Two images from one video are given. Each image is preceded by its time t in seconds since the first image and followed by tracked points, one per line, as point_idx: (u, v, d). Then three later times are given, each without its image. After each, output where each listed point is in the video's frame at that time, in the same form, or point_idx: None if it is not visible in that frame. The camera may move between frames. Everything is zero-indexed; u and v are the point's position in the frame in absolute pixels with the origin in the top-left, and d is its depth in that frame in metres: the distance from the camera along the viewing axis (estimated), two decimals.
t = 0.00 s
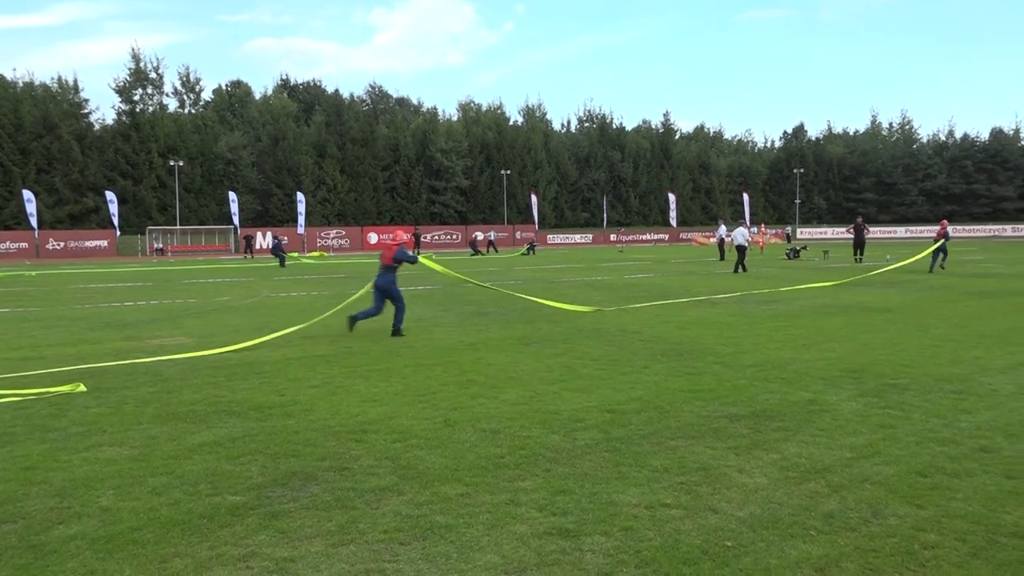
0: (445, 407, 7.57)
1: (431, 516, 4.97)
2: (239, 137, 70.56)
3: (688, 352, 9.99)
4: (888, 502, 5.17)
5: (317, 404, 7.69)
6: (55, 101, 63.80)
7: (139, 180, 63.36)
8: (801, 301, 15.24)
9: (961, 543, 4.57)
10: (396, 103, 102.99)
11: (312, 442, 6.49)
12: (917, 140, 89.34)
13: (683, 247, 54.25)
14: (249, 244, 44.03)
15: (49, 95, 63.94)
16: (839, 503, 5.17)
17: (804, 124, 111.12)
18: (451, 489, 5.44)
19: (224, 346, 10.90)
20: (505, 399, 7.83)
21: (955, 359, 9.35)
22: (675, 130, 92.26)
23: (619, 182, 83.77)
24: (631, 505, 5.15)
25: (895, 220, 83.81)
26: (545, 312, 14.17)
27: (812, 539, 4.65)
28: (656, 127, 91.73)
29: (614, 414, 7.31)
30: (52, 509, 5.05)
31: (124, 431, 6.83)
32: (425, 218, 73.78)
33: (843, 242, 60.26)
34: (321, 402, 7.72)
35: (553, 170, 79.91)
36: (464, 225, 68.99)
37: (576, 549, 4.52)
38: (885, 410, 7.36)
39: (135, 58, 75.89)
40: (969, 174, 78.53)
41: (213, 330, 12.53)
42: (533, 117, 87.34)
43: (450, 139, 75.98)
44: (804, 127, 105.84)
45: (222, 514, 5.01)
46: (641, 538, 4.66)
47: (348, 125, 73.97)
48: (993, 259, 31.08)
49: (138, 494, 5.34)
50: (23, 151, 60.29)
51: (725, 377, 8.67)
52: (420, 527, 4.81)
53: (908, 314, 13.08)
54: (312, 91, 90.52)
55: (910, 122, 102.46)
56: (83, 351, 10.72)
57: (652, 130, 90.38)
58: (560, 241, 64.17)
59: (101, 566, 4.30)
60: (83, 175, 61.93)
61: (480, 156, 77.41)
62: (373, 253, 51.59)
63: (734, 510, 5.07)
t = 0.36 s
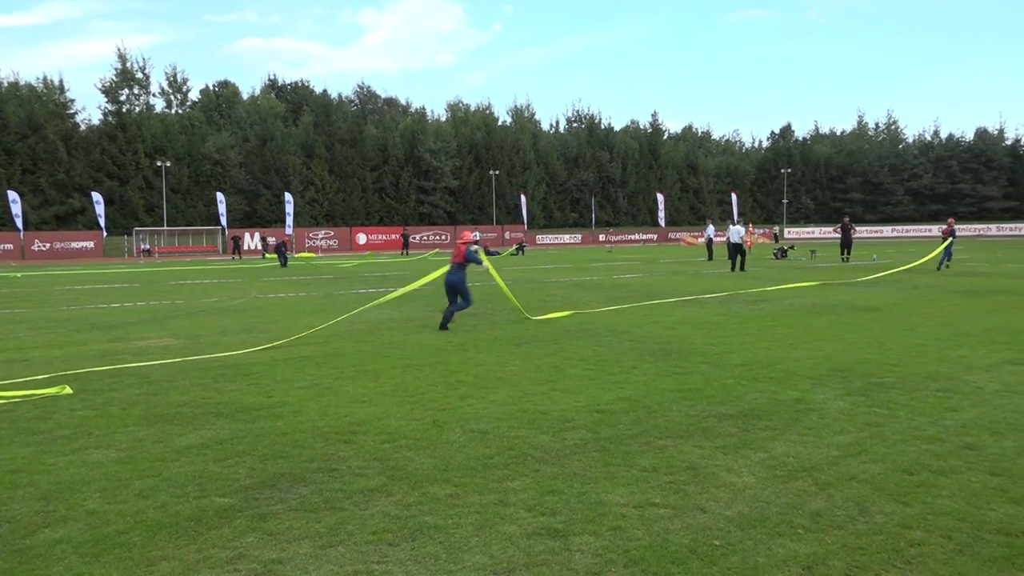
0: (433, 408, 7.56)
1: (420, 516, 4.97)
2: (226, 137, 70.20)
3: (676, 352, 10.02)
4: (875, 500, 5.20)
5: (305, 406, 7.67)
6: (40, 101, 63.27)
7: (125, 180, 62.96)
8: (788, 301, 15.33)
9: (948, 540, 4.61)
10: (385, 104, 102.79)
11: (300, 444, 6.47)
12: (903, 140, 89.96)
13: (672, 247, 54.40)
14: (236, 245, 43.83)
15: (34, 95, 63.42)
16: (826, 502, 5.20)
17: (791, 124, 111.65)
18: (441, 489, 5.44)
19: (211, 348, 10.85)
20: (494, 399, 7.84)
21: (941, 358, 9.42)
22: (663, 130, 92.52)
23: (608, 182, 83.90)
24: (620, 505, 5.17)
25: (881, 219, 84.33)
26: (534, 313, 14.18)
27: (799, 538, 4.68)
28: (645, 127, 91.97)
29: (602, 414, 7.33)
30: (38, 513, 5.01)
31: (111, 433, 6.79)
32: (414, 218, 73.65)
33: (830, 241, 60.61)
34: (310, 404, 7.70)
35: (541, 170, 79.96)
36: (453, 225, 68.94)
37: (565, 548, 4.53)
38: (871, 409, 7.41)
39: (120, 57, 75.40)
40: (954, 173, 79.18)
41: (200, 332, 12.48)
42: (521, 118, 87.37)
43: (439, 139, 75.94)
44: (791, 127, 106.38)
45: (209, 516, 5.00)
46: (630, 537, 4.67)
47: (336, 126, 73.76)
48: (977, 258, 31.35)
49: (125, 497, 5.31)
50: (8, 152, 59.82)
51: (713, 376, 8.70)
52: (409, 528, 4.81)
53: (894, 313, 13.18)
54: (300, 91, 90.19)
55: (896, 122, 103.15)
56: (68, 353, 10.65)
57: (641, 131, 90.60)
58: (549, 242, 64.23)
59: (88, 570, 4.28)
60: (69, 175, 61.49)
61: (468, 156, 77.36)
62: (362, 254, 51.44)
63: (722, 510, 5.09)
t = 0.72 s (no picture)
0: (415, 409, 7.55)
1: (400, 518, 4.96)
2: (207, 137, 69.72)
3: (657, 353, 10.07)
4: (852, 500, 5.26)
5: (286, 408, 7.63)
6: (18, 100, 62.51)
7: (104, 180, 62.35)
8: (768, 302, 15.46)
9: (924, 539, 4.66)
10: (367, 104, 102.55)
11: (280, 446, 6.45)
12: (882, 144, 90.94)
13: (654, 248, 54.63)
14: (217, 246, 43.49)
15: (12, 93, 62.64)
16: (804, 501, 5.24)
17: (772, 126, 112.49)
18: (421, 491, 5.43)
19: (191, 350, 10.75)
20: (476, 400, 7.84)
21: (918, 359, 9.53)
22: (645, 133, 92.91)
23: (590, 184, 84.12)
24: (600, 505, 5.18)
25: (860, 222, 85.14)
26: (516, 314, 14.18)
27: (777, 537, 4.72)
28: (627, 129, 92.32)
29: (584, 415, 7.35)
30: (11, 517, 4.95)
31: (88, 436, 6.73)
32: (396, 220, 73.48)
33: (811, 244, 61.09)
34: (290, 405, 7.66)
35: (523, 172, 80.05)
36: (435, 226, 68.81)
37: (545, 549, 4.54)
38: (849, 409, 7.48)
39: (100, 56, 74.70)
40: (932, 177, 80.19)
41: (179, 333, 12.37)
42: (504, 119, 87.42)
43: (421, 140, 75.84)
44: (772, 130, 107.28)
45: (187, 519, 4.96)
46: (610, 538, 4.69)
47: (318, 126, 73.44)
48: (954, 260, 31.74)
49: (101, 500, 5.26)
50: None
51: (694, 377, 8.76)
52: (389, 530, 4.80)
53: (873, 314, 13.33)
54: (282, 92, 89.75)
55: (875, 126, 104.31)
56: (44, 355, 10.52)
57: (623, 133, 90.94)
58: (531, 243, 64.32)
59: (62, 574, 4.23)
60: (46, 175, 60.81)
61: (451, 157, 77.29)
62: (344, 254, 51.23)
63: (701, 510, 5.12)
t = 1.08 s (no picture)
0: (392, 413, 7.53)
1: (377, 522, 4.95)
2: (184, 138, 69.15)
3: (636, 356, 10.13)
4: (827, 501, 5.32)
5: (262, 411, 7.58)
6: None
7: (78, 181, 61.56)
8: (745, 306, 15.59)
9: (897, 540, 4.72)
10: (347, 106, 102.19)
11: (256, 450, 6.40)
12: (858, 149, 92.11)
13: (633, 252, 54.87)
14: (194, 248, 43.08)
15: None
16: (779, 503, 5.30)
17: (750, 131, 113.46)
18: (398, 495, 5.42)
19: (167, 353, 10.63)
20: (454, 404, 7.84)
21: (892, 362, 9.66)
22: (624, 137, 93.37)
23: (570, 187, 84.34)
24: (577, 508, 5.20)
25: (836, 227, 86.06)
26: (496, 317, 14.17)
27: (753, 539, 4.76)
28: (606, 133, 92.72)
29: (562, 418, 7.36)
30: None
31: (60, 441, 6.63)
32: (376, 222, 73.24)
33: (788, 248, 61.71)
34: (266, 410, 7.61)
35: (503, 175, 80.09)
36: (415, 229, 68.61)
37: (523, 553, 4.54)
38: (825, 412, 7.57)
39: (74, 56, 73.81)
40: (906, 182, 81.43)
41: (154, 336, 12.22)
42: (484, 122, 87.43)
43: (401, 143, 75.65)
44: (750, 135, 108.25)
45: (162, 524, 4.91)
46: (587, 541, 4.70)
47: (297, 128, 73.01)
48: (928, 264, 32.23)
49: (74, 506, 5.19)
50: None
51: (672, 380, 8.81)
52: (366, 534, 4.78)
53: (848, 318, 13.50)
54: (260, 93, 89.13)
55: (851, 131, 105.61)
56: (15, 358, 10.34)
57: (602, 137, 91.26)
58: (511, 246, 64.35)
59: None
60: (19, 176, 59.94)
61: (431, 160, 77.16)
62: (323, 258, 50.92)
63: (678, 512, 5.15)
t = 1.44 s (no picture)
0: (379, 414, 7.52)
1: (363, 524, 4.93)
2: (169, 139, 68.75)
3: (623, 357, 10.16)
4: (811, 501, 5.35)
5: (248, 414, 7.55)
6: None
7: (63, 183, 61.05)
8: (732, 306, 15.67)
9: (880, 539, 4.76)
10: (333, 108, 101.92)
11: (242, 453, 6.37)
12: (843, 151, 92.77)
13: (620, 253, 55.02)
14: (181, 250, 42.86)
15: None
16: (765, 503, 5.32)
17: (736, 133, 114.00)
18: (385, 497, 5.41)
19: (152, 356, 10.55)
20: (441, 406, 7.83)
21: (877, 362, 9.74)
22: (611, 138, 93.58)
23: (557, 189, 84.45)
24: (564, 509, 5.22)
25: (822, 228, 86.58)
26: (484, 319, 14.18)
27: (739, 539, 4.78)
28: (593, 134, 92.91)
29: (549, 419, 7.37)
30: None
31: (44, 444, 6.58)
32: (363, 224, 73.10)
33: (774, 249, 62.03)
34: (253, 412, 7.58)
35: (490, 176, 80.09)
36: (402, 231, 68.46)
37: (509, 554, 4.55)
38: (810, 412, 7.62)
39: (58, 57, 73.26)
40: (890, 183, 81.98)
41: (139, 339, 12.14)
42: (471, 123, 87.42)
43: (388, 144, 75.53)
44: (736, 136, 108.79)
45: (146, 528, 4.88)
46: (573, 541, 4.72)
47: (283, 129, 72.74)
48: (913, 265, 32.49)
49: (57, 509, 5.15)
50: None
51: (658, 381, 8.83)
52: (352, 536, 4.78)
53: (834, 318, 13.58)
54: (246, 94, 88.71)
55: (836, 133, 106.34)
56: None
57: (589, 138, 91.38)
58: (498, 248, 64.33)
59: None
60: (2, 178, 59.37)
61: (418, 161, 77.05)
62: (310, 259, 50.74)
63: (664, 513, 5.17)
